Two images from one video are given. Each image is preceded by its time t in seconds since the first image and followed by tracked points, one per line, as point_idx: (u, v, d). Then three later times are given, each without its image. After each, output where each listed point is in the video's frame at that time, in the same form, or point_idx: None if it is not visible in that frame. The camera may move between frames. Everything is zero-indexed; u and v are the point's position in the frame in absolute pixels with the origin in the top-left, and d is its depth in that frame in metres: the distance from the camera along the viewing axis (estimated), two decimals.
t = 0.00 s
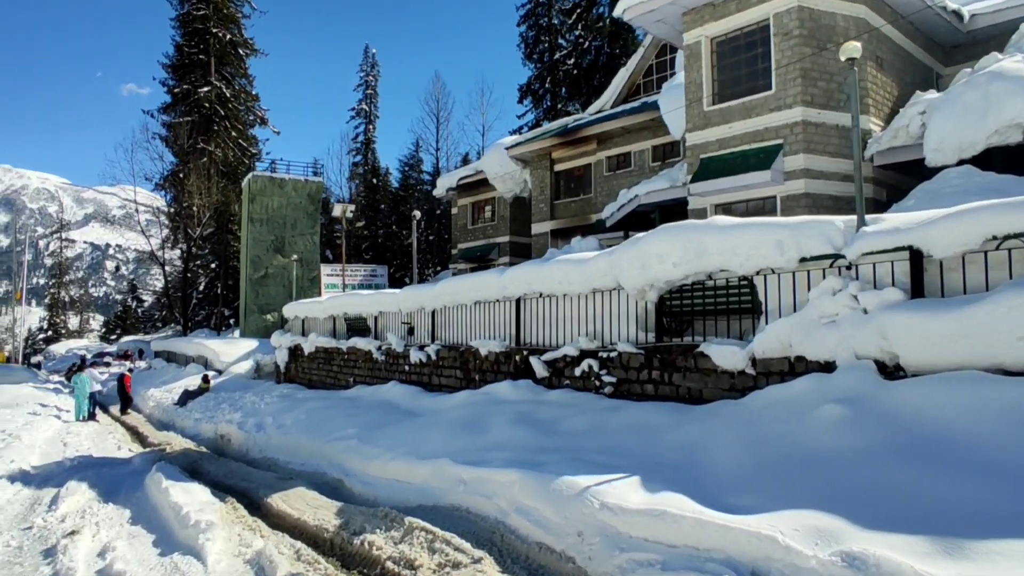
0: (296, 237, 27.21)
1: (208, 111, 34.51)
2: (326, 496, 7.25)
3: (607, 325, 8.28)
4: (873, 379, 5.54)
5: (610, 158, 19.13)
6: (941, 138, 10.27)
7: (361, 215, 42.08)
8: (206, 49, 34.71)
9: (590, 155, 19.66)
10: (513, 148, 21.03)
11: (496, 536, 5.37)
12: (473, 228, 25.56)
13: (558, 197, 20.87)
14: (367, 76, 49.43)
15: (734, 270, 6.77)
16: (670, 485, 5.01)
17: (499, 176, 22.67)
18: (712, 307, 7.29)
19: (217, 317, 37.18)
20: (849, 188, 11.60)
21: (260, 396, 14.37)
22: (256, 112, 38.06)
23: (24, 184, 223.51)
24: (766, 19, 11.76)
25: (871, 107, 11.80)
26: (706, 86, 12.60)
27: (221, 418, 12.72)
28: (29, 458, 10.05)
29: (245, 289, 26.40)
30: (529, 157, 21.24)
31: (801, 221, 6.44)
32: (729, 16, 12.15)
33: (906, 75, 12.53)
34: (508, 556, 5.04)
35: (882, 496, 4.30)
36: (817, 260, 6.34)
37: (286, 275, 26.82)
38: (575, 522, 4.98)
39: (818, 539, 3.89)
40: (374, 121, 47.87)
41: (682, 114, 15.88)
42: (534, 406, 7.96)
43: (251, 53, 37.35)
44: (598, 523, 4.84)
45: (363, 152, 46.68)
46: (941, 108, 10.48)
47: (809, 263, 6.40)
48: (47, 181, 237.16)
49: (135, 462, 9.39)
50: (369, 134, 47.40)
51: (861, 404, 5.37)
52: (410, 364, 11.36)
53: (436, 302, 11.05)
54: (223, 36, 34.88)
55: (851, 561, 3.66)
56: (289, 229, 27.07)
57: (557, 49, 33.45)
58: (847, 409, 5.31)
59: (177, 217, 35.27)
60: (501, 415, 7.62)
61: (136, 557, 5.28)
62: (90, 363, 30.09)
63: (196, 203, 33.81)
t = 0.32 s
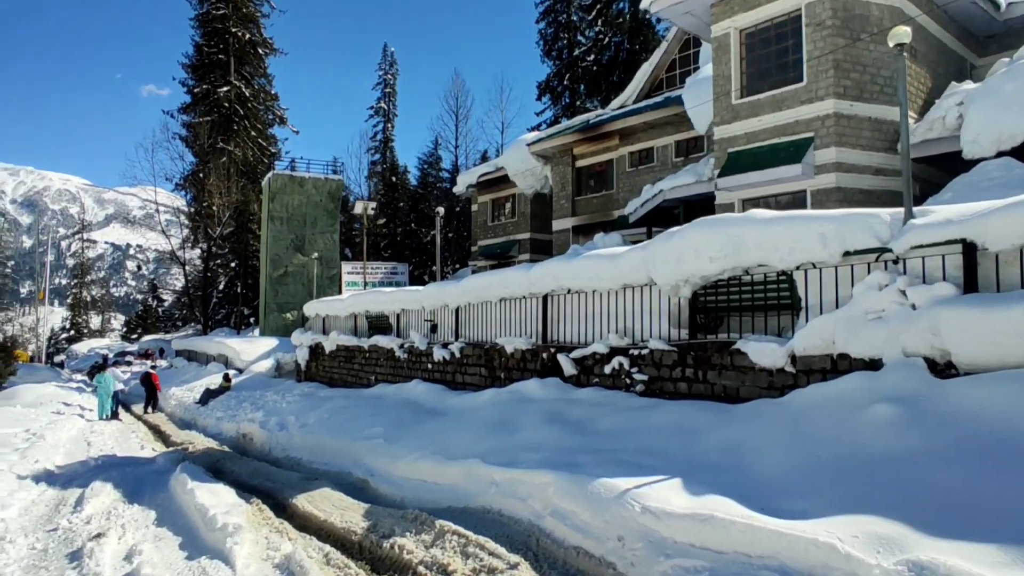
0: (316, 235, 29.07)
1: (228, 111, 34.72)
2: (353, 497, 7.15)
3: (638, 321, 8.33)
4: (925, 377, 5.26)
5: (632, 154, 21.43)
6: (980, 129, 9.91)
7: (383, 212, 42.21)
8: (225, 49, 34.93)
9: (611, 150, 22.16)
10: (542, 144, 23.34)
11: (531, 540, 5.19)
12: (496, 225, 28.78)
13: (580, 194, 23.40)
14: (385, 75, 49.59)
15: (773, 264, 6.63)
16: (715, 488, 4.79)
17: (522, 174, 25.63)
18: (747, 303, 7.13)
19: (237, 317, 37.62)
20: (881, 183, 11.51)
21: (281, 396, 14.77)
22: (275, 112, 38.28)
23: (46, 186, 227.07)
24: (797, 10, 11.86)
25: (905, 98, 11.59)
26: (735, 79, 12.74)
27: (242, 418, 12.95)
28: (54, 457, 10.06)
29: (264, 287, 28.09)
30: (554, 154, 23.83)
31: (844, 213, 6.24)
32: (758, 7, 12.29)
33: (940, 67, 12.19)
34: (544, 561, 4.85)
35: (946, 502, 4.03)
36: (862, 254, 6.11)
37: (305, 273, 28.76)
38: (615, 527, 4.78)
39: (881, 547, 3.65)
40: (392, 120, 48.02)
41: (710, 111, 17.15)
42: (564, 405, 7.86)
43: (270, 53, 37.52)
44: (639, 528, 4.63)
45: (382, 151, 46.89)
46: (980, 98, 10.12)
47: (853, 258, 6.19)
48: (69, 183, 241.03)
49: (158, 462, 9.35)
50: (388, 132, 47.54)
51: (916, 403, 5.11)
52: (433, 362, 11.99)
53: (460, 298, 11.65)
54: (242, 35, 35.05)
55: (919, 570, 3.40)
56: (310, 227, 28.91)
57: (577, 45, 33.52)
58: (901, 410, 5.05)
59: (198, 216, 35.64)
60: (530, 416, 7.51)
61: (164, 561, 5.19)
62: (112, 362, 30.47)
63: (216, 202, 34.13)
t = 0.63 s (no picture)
0: (340, 233, 29.46)
1: (250, 111, 34.90)
2: (385, 500, 6.93)
3: (678, 317, 8.19)
4: (1006, 375, 4.81)
5: (661, 149, 21.25)
6: None
7: (407, 209, 42.21)
8: (247, 50, 35.12)
9: (639, 145, 21.94)
10: (566, 140, 23.35)
11: (578, 548, 4.89)
12: (520, 223, 28.77)
13: (607, 189, 23.32)
14: (406, 74, 49.61)
15: (828, 255, 6.23)
16: (779, 493, 4.42)
17: (546, 169, 25.59)
18: (798, 298, 6.77)
19: (262, 316, 37.98)
20: (929, 172, 11.04)
21: (307, 395, 14.80)
22: (297, 112, 38.43)
23: (76, 189, 232.03)
24: None
25: (954, 85, 11.28)
26: (771, 67, 12.28)
27: (268, 417, 13.03)
28: (82, 455, 10.00)
29: (289, 286, 28.61)
30: (579, 150, 23.88)
31: (907, 199, 5.80)
32: None
33: (990, 52, 11.57)
34: (593, 570, 4.54)
35: None
36: (928, 243, 5.65)
37: (328, 271, 29.13)
38: (670, 536, 4.45)
39: (983, 564, 3.25)
40: (414, 119, 48.04)
41: (744, 99, 16.49)
42: (603, 408, 7.70)
43: (292, 53, 37.65)
44: (697, 537, 4.29)
45: (404, 149, 46.94)
46: None
47: (917, 247, 5.76)
48: (97, 186, 246.12)
49: (186, 461, 9.23)
50: (409, 131, 47.57)
51: (998, 402, 4.69)
52: (464, 359, 12.54)
53: (489, 296, 12.18)
54: (263, 36, 35.15)
55: None
56: (333, 225, 29.32)
57: (599, 41, 33.04)
58: (982, 410, 4.63)
59: (222, 217, 35.94)
60: (569, 420, 7.35)
61: (192, 566, 4.98)
62: (139, 361, 30.86)
63: (240, 203, 34.42)
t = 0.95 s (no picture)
0: (357, 232, 29.46)
1: (266, 113, 35.02)
2: (408, 502, 6.73)
3: (709, 313, 7.97)
4: None
5: (682, 143, 20.90)
6: None
7: (425, 207, 42.27)
8: (264, 52, 35.24)
9: (661, 140, 21.63)
10: (585, 135, 23.16)
11: (615, 554, 4.62)
12: (538, 220, 28.54)
13: (627, 184, 23.04)
14: (421, 73, 49.58)
15: (873, 249, 5.91)
16: (834, 500, 4.12)
17: (565, 165, 25.33)
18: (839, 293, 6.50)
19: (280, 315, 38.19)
20: (969, 162, 10.69)
21: (325, 394, 14.67)
22: (314, 112, 38.47)
23: (97, 191, 235.56)
24: None
25: (995, 72, 10.91)
26: (800, 56, 11.92)
27: (288, 416, 12.93)
28: (102, 454, 9.93)
29: (307, 285, 28.65)
30: (598, 145, 23.70)
31: (960, 188, 5.47)
32: None
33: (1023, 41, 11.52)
34: None
35: None
36: (985, 235, 5.31)
37: (346, 269, 29.11)
38: (714, 544, 4.16)
39: None
40: (429, 117, 48.00)
41: (773, 87, 15.86)
42: (634, 408, 7.39)
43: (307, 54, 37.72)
44: (745, 546, 4.00)
45: (419, 148, 46.92)
46: None
47: (973, 238, 5.40)
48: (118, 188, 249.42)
49: (205, 460, 9.10)
50: (425, 130, 47.53)
51: None
52: (486, 358, 12.50)
53: (511, 293, 12.11)
54: (279, 38, 35.24)
55: None
56: (351, 224, 29.31)
57: (615, 37, 32.61)
58: None
59: (240, 217, 36.10)
60: (598, 420, 7.04)
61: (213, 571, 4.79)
62: (159, 360, 31.08)
63: (257, 202, 34.61)
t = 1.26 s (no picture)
0: (371, 232, 29.38)
1: (281, 114, 35.09)
2: (427, 505, 6.52)
3: (739, 312, 7.75)
4: None
5: (700, 140, 20.59)
6: None
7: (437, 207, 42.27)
8: (278, 53, 35.29)
9: (678, 136, 21.27)
10: (601, 133, 22.92)
11: (648, 563, 4.35)
12: (553, 219, 28.29)
13: (643, 182, 22.74)
14: (434, 73, 49.50)
15: (917, 242, 5.61)
16: (887, 508, 3.84)
17: (580, 163, 25.06)
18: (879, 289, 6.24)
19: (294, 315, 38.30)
20: (1005, 154, 10.56)
21: (340, 394, 14.52)
22: (327, 113, 38.50)
23: (115, 193, 238.40)
24: None
25: None
26: (827, 47, 11.90)
27: (303, 416, 12.81)
28: (118, 453, 9.80)
29: (321, 285, 28.63)
30: (614, 142, 23.42)
31: (1014, 177, 5.14)
32: None
33: None
34: None
35: None
36: None
37: (359, 269, 29.06)
38: (758, 555, 3.88)
39: None
40: (442, 118, 47.93)
41: (799, 79, 15.53)
42: (661, 409, 7.14)
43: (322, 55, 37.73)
44: (792, 556, 3.72)
45: (432, 148, 46.86)
46: None
47: None
48: (135, 190, 252.25)
49: (221, 460, 8.93)
50: (437, 130, 47.46)
51: None
52: (503, 358, 12.30)
53: (529, 291, 11.89)
54: (294, 39, 35.29)
55: None
56: (364, 224, 29.24)
57: (628, 35, 32.31)
58: None
59: (254, 217, 36.17)
60: (624, 422, 6.79)
61: None
62: (174, 360, 31.16)
63: (271, 203, 34.66)
